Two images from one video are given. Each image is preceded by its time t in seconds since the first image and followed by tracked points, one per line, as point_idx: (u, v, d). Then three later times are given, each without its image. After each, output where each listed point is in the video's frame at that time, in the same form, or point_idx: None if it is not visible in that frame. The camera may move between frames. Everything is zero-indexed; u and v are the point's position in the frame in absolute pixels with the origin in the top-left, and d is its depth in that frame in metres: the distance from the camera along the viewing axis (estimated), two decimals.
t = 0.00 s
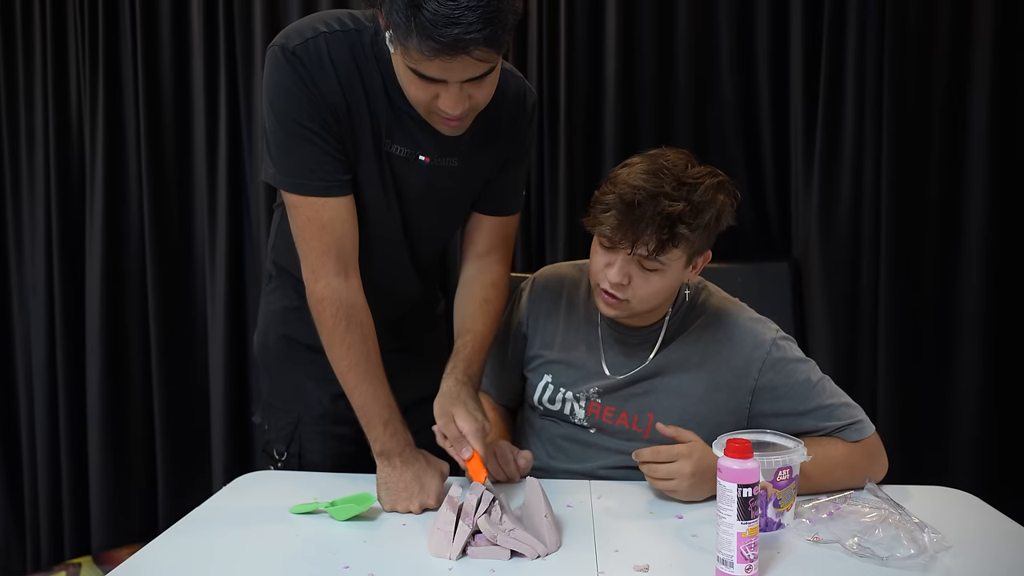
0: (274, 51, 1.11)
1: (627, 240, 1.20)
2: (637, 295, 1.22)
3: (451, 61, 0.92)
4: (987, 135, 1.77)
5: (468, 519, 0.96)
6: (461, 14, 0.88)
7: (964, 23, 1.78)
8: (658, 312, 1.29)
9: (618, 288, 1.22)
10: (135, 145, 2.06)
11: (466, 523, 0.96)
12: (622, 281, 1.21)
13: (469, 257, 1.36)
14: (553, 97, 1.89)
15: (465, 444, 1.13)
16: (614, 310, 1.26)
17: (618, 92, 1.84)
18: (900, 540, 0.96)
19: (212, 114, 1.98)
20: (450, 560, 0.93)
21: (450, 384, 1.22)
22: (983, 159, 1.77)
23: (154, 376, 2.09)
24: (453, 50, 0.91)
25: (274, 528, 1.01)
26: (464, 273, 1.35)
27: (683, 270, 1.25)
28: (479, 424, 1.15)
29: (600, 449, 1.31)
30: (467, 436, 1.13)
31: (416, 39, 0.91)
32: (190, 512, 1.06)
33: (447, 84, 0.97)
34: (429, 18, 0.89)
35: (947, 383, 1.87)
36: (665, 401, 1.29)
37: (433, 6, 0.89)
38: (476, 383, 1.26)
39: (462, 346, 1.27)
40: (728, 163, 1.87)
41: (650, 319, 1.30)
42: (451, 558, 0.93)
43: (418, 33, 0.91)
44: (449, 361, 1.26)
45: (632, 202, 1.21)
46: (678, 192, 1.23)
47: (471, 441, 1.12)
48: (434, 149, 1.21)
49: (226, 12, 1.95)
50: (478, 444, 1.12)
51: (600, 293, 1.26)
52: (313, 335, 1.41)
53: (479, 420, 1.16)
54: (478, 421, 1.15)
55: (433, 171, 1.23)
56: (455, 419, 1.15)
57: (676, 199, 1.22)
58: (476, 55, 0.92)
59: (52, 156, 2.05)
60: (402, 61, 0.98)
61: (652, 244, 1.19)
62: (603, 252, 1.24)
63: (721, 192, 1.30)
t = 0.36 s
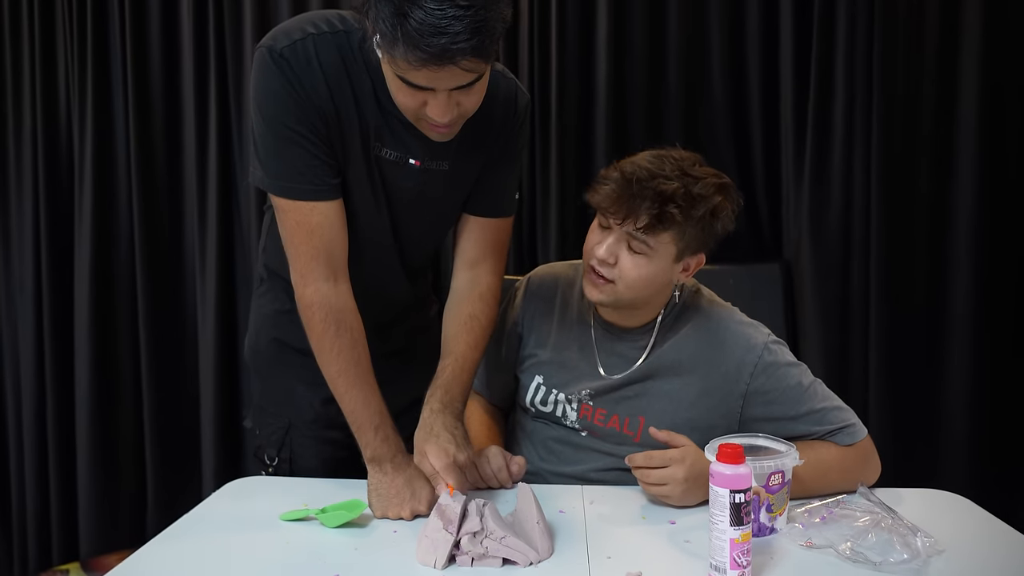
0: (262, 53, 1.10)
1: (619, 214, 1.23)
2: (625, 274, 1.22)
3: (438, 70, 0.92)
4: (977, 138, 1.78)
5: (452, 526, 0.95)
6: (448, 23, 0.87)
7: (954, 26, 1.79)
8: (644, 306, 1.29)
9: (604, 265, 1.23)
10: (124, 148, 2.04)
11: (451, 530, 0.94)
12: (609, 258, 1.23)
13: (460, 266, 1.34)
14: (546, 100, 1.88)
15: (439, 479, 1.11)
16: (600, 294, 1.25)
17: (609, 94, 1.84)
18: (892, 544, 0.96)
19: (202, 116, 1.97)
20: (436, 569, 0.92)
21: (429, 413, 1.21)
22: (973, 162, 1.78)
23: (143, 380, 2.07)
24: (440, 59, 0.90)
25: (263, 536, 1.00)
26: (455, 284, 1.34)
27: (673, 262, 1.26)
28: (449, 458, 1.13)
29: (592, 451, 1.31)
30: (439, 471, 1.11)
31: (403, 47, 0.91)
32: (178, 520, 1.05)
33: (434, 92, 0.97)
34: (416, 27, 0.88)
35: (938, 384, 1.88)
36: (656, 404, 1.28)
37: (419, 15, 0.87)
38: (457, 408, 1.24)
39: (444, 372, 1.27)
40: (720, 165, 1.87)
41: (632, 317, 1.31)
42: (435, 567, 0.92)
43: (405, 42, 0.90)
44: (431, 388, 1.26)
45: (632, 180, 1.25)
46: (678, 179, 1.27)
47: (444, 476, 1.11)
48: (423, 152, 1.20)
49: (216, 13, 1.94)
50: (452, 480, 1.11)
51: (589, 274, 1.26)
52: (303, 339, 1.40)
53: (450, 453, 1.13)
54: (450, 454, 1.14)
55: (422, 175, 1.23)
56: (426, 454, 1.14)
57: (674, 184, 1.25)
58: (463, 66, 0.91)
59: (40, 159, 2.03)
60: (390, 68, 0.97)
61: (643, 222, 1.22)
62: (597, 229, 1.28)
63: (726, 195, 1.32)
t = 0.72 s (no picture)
0: (261, 94, 1.11)
1: (634, 219, 1.29)
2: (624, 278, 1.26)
3: (431, 109, 0.92)
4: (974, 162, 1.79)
5: (459, 568, 0.93)
6: (441, 62, 0.88)
7: (947, 53, 1.81)
8: (639, 329, 1.29)
9: (607, 267, 1.28)
10: (126, 190, 2.06)
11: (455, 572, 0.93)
12: (613, 262, 1.28)
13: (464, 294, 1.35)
14: (544, 134, 1.89)
15: (467, 466, 1.12)
16: (596, 297, 1.28)
17: (607, 127, 1.85)
18: None
19: (203, 157, 1.99)
20: None
21: (452, 415, 1.22)
22: (971, 186, 1.78)
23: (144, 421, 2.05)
24: (433, 98, 0.90)
25: None
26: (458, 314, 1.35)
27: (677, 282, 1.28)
28: (477, 446, 1.14)
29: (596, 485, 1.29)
30: (468, 459, 1.12)
31: (397, 86, 0.91)
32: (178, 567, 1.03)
33: (428, 130, 0.97)
34: (409, 66, 0.88)
35: (947, 410, 1.86)
36: (661, 436, 1.27)
37: (413, 54, 0.88)
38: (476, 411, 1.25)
39: (458, 379, 1.27)
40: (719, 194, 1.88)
41: (630, 342, 1.31)
42: None
43: (398, 80, 0.90)
44: (448, 394, 1.26)
45: (655, 190, 1.29)
46: (701, 204, 1.30)
47: (472, 463, 1.12)
48: (423, 189, 1.20)
49: (217, 56, 1.97)
50: (480, 465, 1.11)
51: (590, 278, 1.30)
52: (305, 378, 1.38)
53: (477, 442, 1.15)
54: (476, 443, 1.15)
55: (422, 212, 1.22)
56: (454, 446, 1.15)
57: (694, 205, 1.28)
58: (456, 105, 0.92)
59: (43, 202, 2.05)
60: (386, 106, 0.98)
61: (654, 231, 1.26)
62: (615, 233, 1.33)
63: (742, 236, 1.34)
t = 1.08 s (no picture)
0: (252, 133, 1.11)
1: (625, 248, 1.30)
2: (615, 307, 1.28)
3: (433, 128, 0.93)
4: (960, 190, 1.81)
5: None
6: (443, 82, 0.89)
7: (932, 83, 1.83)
8: (629, 360, 1.29)
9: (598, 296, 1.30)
10: (119, 224, 2.06)
11: None
12: (603, 291, 1.29)
13: (459, 332, 1.35)
14: (536, 166, 1.90)
15: (462, 545, 1.11)
16: (587, 331, 1.28)
17: (598, 158, 1.87)
18: None
19: (196, 190, 1.99)
20: None
21: (446, 484, 1.20)
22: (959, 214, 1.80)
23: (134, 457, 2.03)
24: (435, 116, 0.90)
25: None
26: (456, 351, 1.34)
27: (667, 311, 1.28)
28: (470, 522, 1.13)
29: (592, 518, 1.28)
30: (461, 538, 1.11)
31: (398, 106, 0.91)
32: None
33: (429, 151, 0.97)
34: (411, 85, 0.89)
35: (942, 437, 1.85)
36: (658, 470, 1.25)
37: (415, 74, 0.89)
38: (473, 478, 1.23)
39: (453, 447, 1.25)
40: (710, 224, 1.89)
41: (621, 373, 1.30)
42: None
43: (400, 101, 0.91)
44: (443, 463, 1.24)
45: (646, 220, 1.31)
46: (692, 236, 1.31)
47: (466, 542, 1.11)
48: (417, 222, 1.21)
49: (211, 90, 1.98)
50: (475, 545, 1.10)
51: (582, 311, 1.31)
52: (297, 413, 1.37)
53: (470, 518, 1.13)
54: (469, 519, 1.14)
55: (416, 243, 1.23)
56: (446, 522, 1.14)
57: (685, 236, 1.30)
58: (458, 123, 0.92)
59: (34, 237, 2.05)
60: (383, 130, 0.98)
61: (644, 261, 1.28)
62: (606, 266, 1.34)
63: (732, 269, 1.35)
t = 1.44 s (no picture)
0: (252, 133, 1.11)
1: (634, 243, 1.30)
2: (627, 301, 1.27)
3: (427, 134, 0.93)
4: (960, 193, 1.81)
5: None
6: (439, 88, 0.88)
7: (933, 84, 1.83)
8: (637, 355, 1.28)
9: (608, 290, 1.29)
10: (119, 222, 2.06)
11: None
12: (614, 285, 1.29)
13: (457, 340, 1.33)
14: (537, 166, 1.90)
15: (467, 564, 1.08)
16: (596, 323, 1.26)
17: (599, 158, 1.87)
18: None
19: (196, 189, 1.99)
20: None
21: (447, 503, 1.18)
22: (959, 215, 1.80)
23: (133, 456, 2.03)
24: (430, 123, 0.91)
25: None
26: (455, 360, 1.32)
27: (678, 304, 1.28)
28: (475, 539, 1.10)
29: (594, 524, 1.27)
30: (466, 556, 1.08)
31: (394, 112, 0.91)
32: None
33: (424, 158, 0.97)
34: (407, 91, 0.89)
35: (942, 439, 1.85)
36: (660, 470, 1.25)
37: (411, 81, 0.89)
38: (473, 496, 1.20)
39: (454, 464, 1.23)
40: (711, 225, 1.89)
41: (629, 369, 1.29)
42: None
43: (396, 106, 0.91)
44: (443, 481, 1.22)
45: (654, 216, 1.32)
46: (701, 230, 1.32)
47: (472, 559, 1.08)
48: (417, 226, 1.21)
49: (211, 89, 1.98)
50: (480, 561, 1.08)
51: (589, 305, 1.29)
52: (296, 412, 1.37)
53: (474, 535, 1.11)
54: (473, 537, 1.11)
55: (415, 246, 1.23)
56: (450, 541, 1.10)
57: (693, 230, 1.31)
58: (454, 130, 0.92)
59: (34, 235, 2.05)
60: (380, 134, 0.98)
61: (655, 254, 1.28)
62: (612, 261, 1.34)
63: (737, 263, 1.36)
